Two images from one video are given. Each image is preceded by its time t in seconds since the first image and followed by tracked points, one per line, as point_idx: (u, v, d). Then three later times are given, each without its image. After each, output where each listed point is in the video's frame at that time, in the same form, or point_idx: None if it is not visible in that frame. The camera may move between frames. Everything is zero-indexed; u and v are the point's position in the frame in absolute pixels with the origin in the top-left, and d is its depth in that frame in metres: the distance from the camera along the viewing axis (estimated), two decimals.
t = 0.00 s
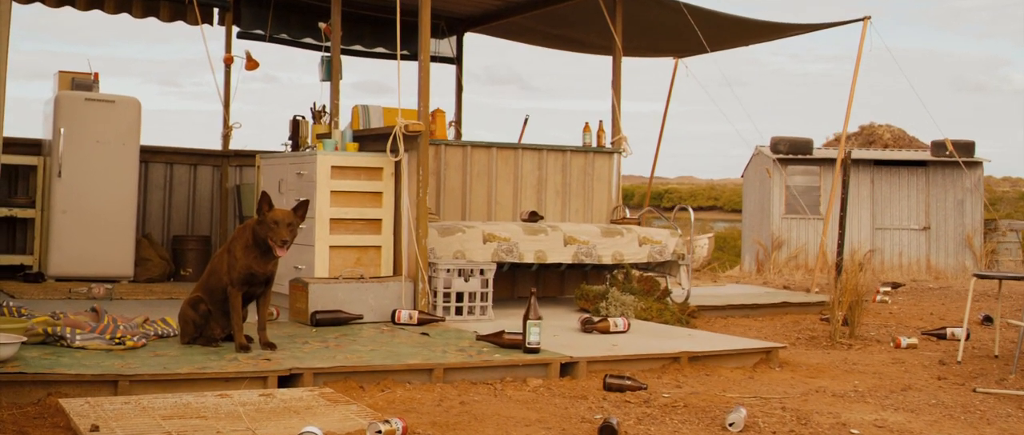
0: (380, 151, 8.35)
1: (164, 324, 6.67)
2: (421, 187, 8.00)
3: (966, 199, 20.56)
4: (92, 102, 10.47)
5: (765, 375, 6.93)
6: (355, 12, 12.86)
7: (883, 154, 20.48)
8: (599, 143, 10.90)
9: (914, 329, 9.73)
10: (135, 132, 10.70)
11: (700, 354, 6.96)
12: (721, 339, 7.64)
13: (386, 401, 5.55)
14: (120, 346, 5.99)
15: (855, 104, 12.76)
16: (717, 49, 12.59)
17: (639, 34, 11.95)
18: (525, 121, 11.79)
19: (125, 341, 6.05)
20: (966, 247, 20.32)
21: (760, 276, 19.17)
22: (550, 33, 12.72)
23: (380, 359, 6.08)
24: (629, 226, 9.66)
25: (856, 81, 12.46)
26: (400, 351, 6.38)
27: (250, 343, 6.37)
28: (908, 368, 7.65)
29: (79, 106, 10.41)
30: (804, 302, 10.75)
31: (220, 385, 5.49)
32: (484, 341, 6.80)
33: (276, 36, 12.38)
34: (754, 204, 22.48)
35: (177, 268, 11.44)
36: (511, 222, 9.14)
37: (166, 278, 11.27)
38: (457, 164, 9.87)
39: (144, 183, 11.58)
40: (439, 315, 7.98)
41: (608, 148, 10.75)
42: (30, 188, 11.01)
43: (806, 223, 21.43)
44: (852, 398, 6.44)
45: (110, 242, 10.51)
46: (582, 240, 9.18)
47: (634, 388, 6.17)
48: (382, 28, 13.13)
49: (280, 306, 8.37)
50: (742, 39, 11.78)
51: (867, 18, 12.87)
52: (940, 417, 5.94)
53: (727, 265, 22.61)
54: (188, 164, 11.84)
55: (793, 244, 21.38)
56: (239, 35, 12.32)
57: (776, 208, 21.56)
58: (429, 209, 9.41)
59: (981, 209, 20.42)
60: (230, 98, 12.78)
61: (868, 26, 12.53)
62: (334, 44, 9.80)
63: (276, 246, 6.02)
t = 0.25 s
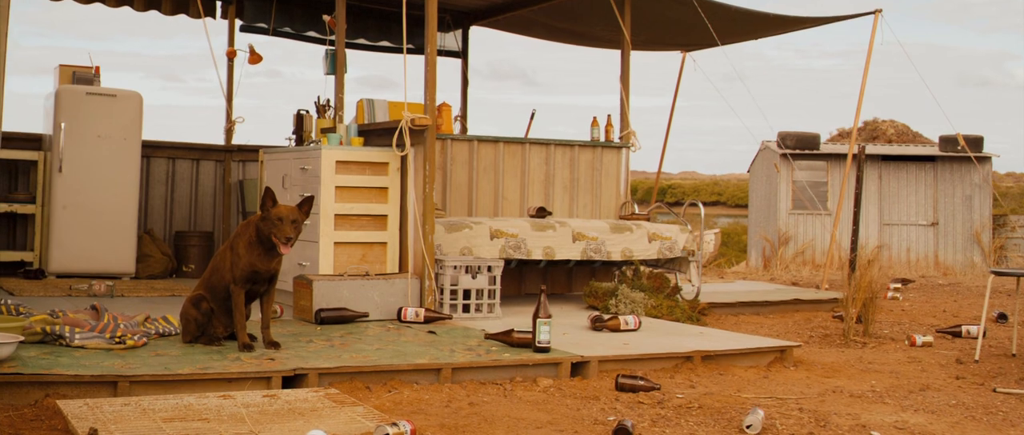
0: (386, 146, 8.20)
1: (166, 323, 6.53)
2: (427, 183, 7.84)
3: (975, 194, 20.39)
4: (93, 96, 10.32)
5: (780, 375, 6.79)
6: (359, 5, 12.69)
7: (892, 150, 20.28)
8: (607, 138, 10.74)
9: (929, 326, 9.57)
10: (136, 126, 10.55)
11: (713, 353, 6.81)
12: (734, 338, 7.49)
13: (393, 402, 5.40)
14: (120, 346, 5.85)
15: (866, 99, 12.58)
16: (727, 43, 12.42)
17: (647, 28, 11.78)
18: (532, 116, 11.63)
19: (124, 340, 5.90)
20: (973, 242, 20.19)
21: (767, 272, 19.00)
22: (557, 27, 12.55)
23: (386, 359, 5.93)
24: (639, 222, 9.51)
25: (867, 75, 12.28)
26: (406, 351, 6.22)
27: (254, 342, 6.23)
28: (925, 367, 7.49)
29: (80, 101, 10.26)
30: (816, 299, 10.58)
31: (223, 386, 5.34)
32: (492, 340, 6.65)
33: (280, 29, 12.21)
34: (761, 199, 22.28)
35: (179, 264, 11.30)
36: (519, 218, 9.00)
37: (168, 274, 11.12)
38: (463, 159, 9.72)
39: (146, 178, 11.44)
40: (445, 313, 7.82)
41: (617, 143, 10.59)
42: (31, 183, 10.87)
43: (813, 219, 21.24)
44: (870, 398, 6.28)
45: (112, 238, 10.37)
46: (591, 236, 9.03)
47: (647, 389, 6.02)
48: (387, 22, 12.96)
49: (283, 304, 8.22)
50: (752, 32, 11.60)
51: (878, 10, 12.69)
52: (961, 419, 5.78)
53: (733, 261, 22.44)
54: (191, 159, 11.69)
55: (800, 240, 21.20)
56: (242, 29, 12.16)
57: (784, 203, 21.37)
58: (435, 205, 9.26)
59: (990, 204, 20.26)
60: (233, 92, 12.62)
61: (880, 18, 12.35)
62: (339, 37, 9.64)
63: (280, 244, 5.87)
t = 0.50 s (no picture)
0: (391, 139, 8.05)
1: (168, 320, 6.38)
2: (434, 177, 7.67)
3: (983, 189, 20.14)
4: (94, 89, 10.17)
5: (795, 374, 6.63)
6: None
7: (899, 143, 20.07)
8: (616, 131, 10.58)
9: (943, 323, 9.39)
10: (138, 119, 10.39)
11: (727, 351, 6.65)
12: (747, 335, 7.33)
13: (400, 403, 5.24)
14: (121, 343, 5.70)
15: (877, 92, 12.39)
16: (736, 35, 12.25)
17: (656, 20, 11.60)
18: (539, 109, 11.46)
19: (124, 337, 5.75)
20: (982, 237, 19.89)
21: (774, 266, 18.82)
22: (564, 19, 12.38)
23: (393, 357, 5.77)
24: (648, 217, 9.35)
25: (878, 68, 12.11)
26: (414, 349, 6.07)
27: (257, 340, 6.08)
28: (943, 365, 7.33)
29: (81, 93, 10.11)
30: (827, 295, 10.41)
31: (225, 386, 5.18)
32: (501, 337, 6.50)
33: (283, 21, 12.05)
34: (767, 194, 22.03)
35: (181, 260, 11.15)
36: (527, 212, 8.84)
37: (170, 269, 10.98)
38: (469, 152, 9.57)
39: (148, 171, 11.29)
40: (452, 309, 7.67)
41: (625, 136, 10.43)
42: (31, 177, 10.72)
43: (820, 214, 21.01)
44: (889, 398, 6.11)
45: (113, 233, 10.22)
46: (600, 231, 8.86)
47: (660, 388, 5.86)
48: (392, 14, 12.79)
49: (287, 301, 8.07)
50: (763, 24, 11.42)
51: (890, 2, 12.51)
52: (985, 420, 5.61)
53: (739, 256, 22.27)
54: (193, 153, 11.54)
55: (808, 234, 20.91)
56: (245, 21, 11.99)
57: (790, 198, 21.15)
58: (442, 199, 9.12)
59: (998, 199, 20.00)
60: (236, 86, 12.46)
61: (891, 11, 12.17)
62: (343, 29, 9.48)
63: (284, 239, 5.71)
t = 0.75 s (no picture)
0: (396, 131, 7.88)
1: (169, 316, 6.23)
2: (440, 170, 7.50)
3: (991, 182, 19.92)
4: (94, 80, 10.01)
5: (810, 371, 6.48)
6: None
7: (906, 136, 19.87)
8: (623, 123, 10.41)
9: (958, 319, 9.22)
10: (139, 111, 10.24)
11: (740, 348, 6.50)
12: (761, 332, 7.16)
13: (407, 402, 5.09)
14: (120, 340, 5.55)
15: (888, 83, 12.20)
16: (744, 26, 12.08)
17: (664, 10, 11.42)
18: (545, 101, 11.29)
19: (123, 335, 5.60)
20: (990, 231, 19.69)
21: (781, 260, 18.65)
22: (570, 10, 12.20)
23: (399, 355, 5.61)
24: (657, 211, 9.19)
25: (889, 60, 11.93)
26: (420, 346, 5.92)
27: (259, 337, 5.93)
28: (961, 362, 7.16)
29: (80, 85, 9.95)
30: (838, 289, 10.24)
31: (228, 385, 5.03)
32: (509, 334, 6.34)
33: (286, 12, 11.88)
34: (772, 187, 21.83)
35: (182, 254, 11.00)
36: (534, 206, 8.68)
37: (172, 264, 10.83)
38: (475, 145, 9.42)
39: (149, 165, 11.14)
40: (459, 305, 7.51)
41: (633, 128, 10.26)
42: (30, 171, 10.57)
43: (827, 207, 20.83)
44: (908, 396, 5.95)
45: (114, 227, 10.08)
46: (609, 225, 8.70)
47: (674, 387, 5.71)
48: (395, 5, 12.62)
49: (290, 296, 7.92)
50: (773, 15, 11.25)
51: None
52: (1008, 420, 5.45)
53: (744, 249, 22.11)
54: (195, 145, 11.38)
55: (814, 228, 20.79)
56: (247, 12, 11.83)
57: (797, 191, 20.93)
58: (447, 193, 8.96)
59: (1006, 192, 19.78)
60: (238, 78, 12.30)
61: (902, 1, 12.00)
62: (347, 19, 9.31)
63: (287, 234, 5.56)
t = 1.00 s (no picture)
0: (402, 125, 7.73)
1: (170, 314, 6.08)
2: (447, 165, 7.34)
3: (999, 178, 19.60)
4: (94, 74, 9.85)
5: (827, 371, 6.33)
6: None
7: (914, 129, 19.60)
8: (632, 118, 10.25)
9: (973, 317, 9.05)
10: (140, 105, 10.08)
11: (755, 347, 6.34)
12: (775, 330, 7.01)
13: (414, 404, 4.94)
14: (119, 340, 5.40)
15: (899, 77, 12.03)
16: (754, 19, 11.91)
17: (672, 3, 11.25)
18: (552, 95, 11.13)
19: (122, 334, 5.45)
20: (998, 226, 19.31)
21: (787, 256, 18.48)
22: (577, 3, 12.04)
23: (406, 355, 5.46)
24: (667, 206, 9.03)
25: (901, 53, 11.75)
26: (428, 346, 5.76)
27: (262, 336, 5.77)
28: (979, 362, 7.00)
29: (80, 78, 9.80)
30: (850, 286, 10.07)
31: (230, 386, 4.88)
32: (518, 333, 6.19)
33: (289, 5, 11.72)
34: (779, 181, 21.52)
35: (184, 250, 10.85)
36: (542, 201, 8.53)
37: (173, 260, 10.68)
38: (481, 139, 9.27)
39: (150, 159, 11.00)
40: (466, 302, 7.36)
41: (642, 122, 10.10)
42: (30, 165, 10.42)
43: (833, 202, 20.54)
44: (929, 397, 5.78)
45: (114, 222, 9.93)
46: (618, 221, 8.55)
47: (688, 388, 5.55)
48: None
49: (293, 294, 7.77)
50: (783, 7, 11.08)
51: None
52: None
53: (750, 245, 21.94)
54: (197, 140, 11.23)
55: (821, 223, 20.50)
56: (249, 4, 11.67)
57: (803, 186, 20.66)
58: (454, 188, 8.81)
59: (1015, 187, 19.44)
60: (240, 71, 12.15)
61: None
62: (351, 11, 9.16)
63: (291, 230, 5.40)
